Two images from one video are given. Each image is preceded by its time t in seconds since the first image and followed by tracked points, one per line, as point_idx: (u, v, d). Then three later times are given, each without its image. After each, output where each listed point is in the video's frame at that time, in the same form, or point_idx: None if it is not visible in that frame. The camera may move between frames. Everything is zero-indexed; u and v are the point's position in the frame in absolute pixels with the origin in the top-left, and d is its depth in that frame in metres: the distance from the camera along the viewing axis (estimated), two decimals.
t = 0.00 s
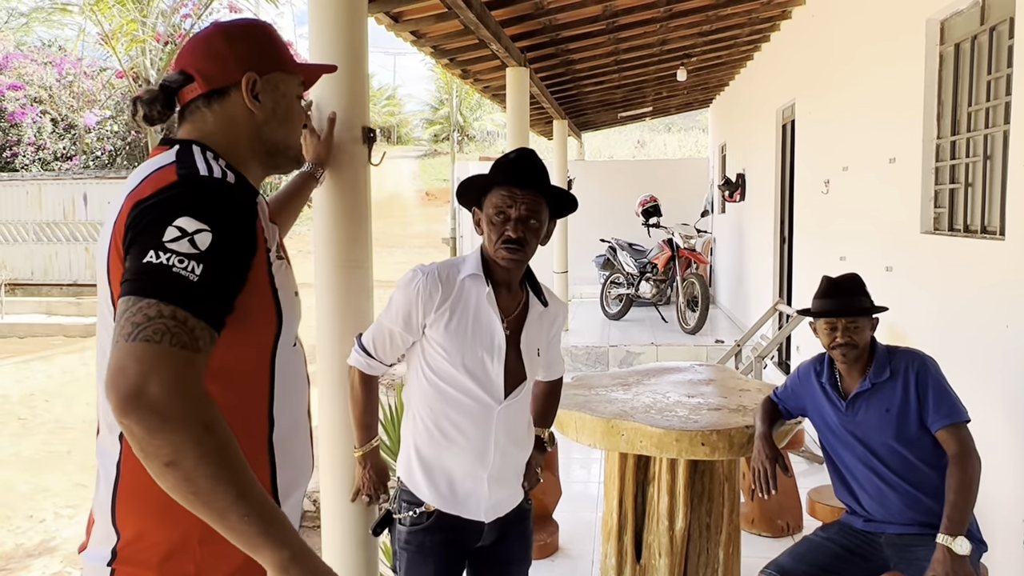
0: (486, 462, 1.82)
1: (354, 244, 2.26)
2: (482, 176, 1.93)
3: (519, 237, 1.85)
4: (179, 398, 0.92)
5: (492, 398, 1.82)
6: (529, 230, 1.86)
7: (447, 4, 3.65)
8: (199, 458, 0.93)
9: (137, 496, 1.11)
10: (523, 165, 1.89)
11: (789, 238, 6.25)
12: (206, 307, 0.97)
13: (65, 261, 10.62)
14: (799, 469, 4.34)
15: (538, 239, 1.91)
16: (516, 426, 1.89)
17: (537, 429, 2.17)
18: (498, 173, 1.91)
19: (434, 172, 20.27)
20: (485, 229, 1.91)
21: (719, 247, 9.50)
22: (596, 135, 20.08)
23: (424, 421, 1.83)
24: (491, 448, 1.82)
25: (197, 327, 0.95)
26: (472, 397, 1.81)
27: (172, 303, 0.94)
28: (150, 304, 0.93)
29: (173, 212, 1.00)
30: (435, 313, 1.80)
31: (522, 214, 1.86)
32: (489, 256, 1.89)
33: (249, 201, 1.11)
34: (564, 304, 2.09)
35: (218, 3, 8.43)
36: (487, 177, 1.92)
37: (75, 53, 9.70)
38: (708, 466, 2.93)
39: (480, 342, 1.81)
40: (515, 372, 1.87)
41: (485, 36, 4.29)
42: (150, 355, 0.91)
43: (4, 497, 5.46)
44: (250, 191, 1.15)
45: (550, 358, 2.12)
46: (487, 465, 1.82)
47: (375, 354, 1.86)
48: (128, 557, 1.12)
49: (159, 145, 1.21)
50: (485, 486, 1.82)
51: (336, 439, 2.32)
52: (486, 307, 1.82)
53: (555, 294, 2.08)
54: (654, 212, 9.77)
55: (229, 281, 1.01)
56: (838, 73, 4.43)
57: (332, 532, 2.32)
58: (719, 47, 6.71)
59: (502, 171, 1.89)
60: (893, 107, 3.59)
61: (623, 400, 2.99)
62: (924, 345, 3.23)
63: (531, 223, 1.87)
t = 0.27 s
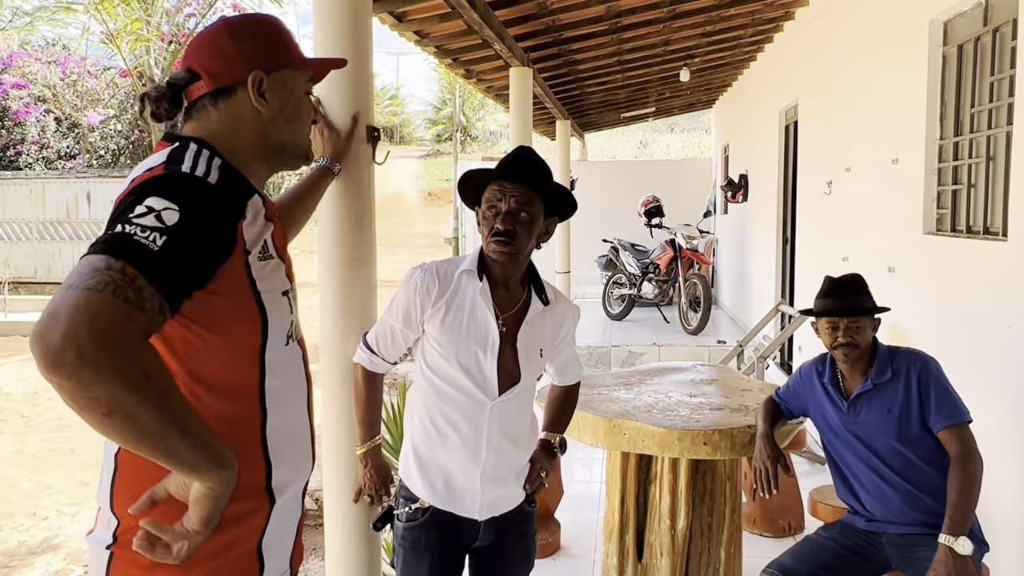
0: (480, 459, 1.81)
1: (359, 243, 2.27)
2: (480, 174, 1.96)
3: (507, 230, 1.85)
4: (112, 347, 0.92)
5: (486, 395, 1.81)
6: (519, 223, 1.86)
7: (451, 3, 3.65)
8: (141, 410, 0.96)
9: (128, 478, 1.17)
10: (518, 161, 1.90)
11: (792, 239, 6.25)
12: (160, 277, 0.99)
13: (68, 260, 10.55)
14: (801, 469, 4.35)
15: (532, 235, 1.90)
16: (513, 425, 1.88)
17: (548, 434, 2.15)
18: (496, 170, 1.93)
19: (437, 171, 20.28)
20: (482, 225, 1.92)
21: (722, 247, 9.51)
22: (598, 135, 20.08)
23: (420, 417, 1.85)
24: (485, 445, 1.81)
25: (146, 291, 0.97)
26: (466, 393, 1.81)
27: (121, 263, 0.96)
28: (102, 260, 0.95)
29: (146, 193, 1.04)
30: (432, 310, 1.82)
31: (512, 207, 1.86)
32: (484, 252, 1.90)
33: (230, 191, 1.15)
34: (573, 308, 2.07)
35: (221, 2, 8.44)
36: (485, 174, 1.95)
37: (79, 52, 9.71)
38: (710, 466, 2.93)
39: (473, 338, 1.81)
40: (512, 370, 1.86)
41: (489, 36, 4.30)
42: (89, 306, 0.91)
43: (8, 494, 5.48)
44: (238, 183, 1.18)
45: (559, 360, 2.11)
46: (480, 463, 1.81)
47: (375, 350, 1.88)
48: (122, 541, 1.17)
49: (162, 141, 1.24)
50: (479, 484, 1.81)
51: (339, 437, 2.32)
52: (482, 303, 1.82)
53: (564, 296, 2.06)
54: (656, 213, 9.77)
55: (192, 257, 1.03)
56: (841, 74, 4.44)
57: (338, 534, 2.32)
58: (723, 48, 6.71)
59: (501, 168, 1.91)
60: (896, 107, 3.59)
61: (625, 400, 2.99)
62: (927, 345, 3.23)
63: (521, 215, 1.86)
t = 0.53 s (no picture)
0: (482, 457, 1.81)
1: (362, 240, 2.28)
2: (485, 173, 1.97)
3: (510, 229, 1.86)
4: (54, 294, 0.91)
5: (488, 393, 1.81)
6: (523, 222, 1.86)
7: (454, 3, 3.66)
8: (80, 361, 0.96)
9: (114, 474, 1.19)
10: (523, 160, 1.91)
11: (794, 239, 6.25)
12: (124, 244, 1.00)
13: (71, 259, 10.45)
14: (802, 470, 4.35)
15: (536, 234, 1.90)
16: (516, 424, 1.88)
17: (551, 433, 2.15)
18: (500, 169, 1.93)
19: (439, 171, 20.30)
20: (485, 224, 1.92)
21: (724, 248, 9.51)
22: (600, 135, 20.08)
23: (423, 416, 1.86)
24: (488, 444, 1.82)
25: (108, 253, 0.98)
26: (468, 391, 1.81)
27: (89, 221, 0.97)
28: (71, 213, 0.97)
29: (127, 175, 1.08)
30: (435, 309, 1.83)
31: (515, 205, 1.87)
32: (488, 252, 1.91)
33: (206, 182, 1.18)
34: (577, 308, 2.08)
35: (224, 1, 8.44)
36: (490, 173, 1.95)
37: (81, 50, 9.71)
38: (711, 466, 2.93)
39: (476, 336, 1.82)
40: (515, 369, 1.87)
41: (492, 36, 4.30)
42: (46, 251, 0.91)
43: (11, 492, 5.48)
44: (223, 176, 1.22)
45: (562, 360, 2.11)
46: (483, 461, 1.81)
47: (378, 348, 1.88)
48: (107, 537, 1.19)
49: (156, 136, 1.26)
50: (482, 482, 1.81)
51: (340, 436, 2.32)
52: (484, 302, 1.83)
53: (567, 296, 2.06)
54: (658, 213, 9.77)
55: (160, 238, 1.06)
56: (843, 74, 4.44)
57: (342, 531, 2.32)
58: (725, 48, 6.71)
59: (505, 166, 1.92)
60: (898, 108, 3.59)
61: (627, 399, 3.00)
62: (928, 346, 3.24)
63: (525, 214, 1.87)
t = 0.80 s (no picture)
0: (485, 456, 1.82)
1: (366, 239, 2.28)
2: (489, 172, 1.96)
3: (516, 230, 1.86)
4: (24, 295, 0.91)
5: (492, 393, 1.82)
6: (528, 223, 1.87)
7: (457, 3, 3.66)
8: (55, 366, 0.96)
9: (96, 480, 1.18)
10: (527, 160, 1.91)
11: (796, 240, 6.25)
12: (98, 246, 1.01)
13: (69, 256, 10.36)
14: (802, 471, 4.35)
15: (540, 235, 1.90)
16: (518, 424, 1.88)
17: (550, 430, 2.16)
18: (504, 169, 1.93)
19: (440, 170, 20.31)
20: (491, 224, 1.93)
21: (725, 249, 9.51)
22: (602, 135, 20.09)
23: (426, 414, 1.85)
24: (491, 443, 1.82)
25: (80, 254, 0.98)
26: (471, 391, 1.82)
27: (61, 221, 0.98)
28: (45, 215, 0.97)
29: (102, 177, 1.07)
30: (439, 307, 1.83)
31: (521, 206, 1.87)
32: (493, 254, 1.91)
33: (188, 187, 1.18)
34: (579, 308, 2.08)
35: None
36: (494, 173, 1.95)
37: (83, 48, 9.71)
38: (711, 466, 2.94)
39: (480, 336, 1.82)
40: (517, 369, 1.87)
41: (494, 36, 4.31)
42: (17, 251, 0.91)
43: (12, 489, 5.49)
44: (205, 184, 1.22)
45: (563, 360, 2.12)
46: (485, 459, 1.82)
47: (381, 346, 1.88)
48: (81, 542, 1.18)
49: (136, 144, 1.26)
50: (484, 481, 1.82)
51: (341, 435, 2.32)
52: (488, 302, 1.83)
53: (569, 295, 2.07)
54: (660, 213, 9.77)
55: (137, 243, 1.06)
56: (845, 76, 4.44)
57: (345, 527, 2.32)
58: (728, 49, 6.71)
59: (509, 166, 1.92)
60: (900, 110, 3.59)
61: (628, 399, 3.00)
62: (929, 347, 3.24)
63: (530, 216, 1.87)
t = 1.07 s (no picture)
0: (484, 454, 1.82)
1: (368, 238, 2.28)
2: (492, 171, 1.96)
3: (519, 230, 1.86)
4: (18, 283, 0.92)
5: (492, 392, 1.82)
6: (531, 224, 1.87)
7: (459, 2, 3.66)
8: (45, 357, 0.96)
9: (92, 477, 1.18)
10: (531, 160, 1.91)
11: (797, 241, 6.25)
12: (91, 237, 1.01)
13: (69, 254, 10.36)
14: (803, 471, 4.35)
15: (542, 235, 1.90)
16: (518, 423, 1.88)
17: (550, 429, 2.15)
18: (508, 168, 1.93)
19: (441, 170, 20.30)
20: (493, 224, 1.92)
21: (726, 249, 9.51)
22: (603, 136, 20.09)
23: (425, 411, 1.86)
24: (490, 441, 1.82)
25: (73, 246, 0.99)
26: (471, 390, 1.82)
27: (56, 211, 0.98)
28: (40, 207, 0.98)
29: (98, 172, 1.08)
30: (441, 305, 1.83)
31: (524, 206, 1.87)
32: (495, 253, 1.91)
33: (182, 183, 1.18)
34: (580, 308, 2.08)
35: None
36: (497, 172, 1.95)
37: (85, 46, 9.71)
38: (712, 466, 2.94)
39: (480, 335, 1.82)
40: (518, 368, 1.87)
41: (497, 36, 4.31)
42: (12, 240, 0.92)
43: (12, 487, 5.48)
44: (201, 182, 1.22)
45: (564, 359, 2.11)
46: (484, 457, 1.82)
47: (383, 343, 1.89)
48: (74, 539, 1.17)
49: (132, 141, 1.27)
50: (483, 479, 1.82)
51: (340, 434, 2.32)
52: (490, 301, 1.83)
53: (570, 295, 2.06)
54: (661, 213, 9.77)
55: (129, 238, 1.06)
56: (847, 77, 4.44)
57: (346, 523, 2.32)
58: (730, 49, 6.71)
59: (512, 166, 1.92)
60: (902, 111, 3.59)
61: (629, 399, 3.00)
62: (930, 348, 3.24)
63: (533, 216, 1.87)
